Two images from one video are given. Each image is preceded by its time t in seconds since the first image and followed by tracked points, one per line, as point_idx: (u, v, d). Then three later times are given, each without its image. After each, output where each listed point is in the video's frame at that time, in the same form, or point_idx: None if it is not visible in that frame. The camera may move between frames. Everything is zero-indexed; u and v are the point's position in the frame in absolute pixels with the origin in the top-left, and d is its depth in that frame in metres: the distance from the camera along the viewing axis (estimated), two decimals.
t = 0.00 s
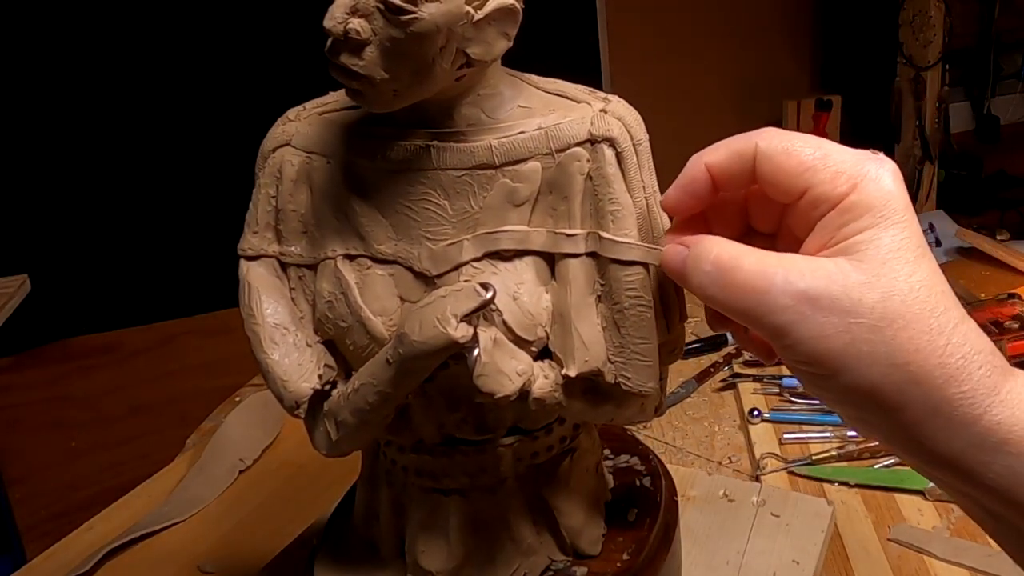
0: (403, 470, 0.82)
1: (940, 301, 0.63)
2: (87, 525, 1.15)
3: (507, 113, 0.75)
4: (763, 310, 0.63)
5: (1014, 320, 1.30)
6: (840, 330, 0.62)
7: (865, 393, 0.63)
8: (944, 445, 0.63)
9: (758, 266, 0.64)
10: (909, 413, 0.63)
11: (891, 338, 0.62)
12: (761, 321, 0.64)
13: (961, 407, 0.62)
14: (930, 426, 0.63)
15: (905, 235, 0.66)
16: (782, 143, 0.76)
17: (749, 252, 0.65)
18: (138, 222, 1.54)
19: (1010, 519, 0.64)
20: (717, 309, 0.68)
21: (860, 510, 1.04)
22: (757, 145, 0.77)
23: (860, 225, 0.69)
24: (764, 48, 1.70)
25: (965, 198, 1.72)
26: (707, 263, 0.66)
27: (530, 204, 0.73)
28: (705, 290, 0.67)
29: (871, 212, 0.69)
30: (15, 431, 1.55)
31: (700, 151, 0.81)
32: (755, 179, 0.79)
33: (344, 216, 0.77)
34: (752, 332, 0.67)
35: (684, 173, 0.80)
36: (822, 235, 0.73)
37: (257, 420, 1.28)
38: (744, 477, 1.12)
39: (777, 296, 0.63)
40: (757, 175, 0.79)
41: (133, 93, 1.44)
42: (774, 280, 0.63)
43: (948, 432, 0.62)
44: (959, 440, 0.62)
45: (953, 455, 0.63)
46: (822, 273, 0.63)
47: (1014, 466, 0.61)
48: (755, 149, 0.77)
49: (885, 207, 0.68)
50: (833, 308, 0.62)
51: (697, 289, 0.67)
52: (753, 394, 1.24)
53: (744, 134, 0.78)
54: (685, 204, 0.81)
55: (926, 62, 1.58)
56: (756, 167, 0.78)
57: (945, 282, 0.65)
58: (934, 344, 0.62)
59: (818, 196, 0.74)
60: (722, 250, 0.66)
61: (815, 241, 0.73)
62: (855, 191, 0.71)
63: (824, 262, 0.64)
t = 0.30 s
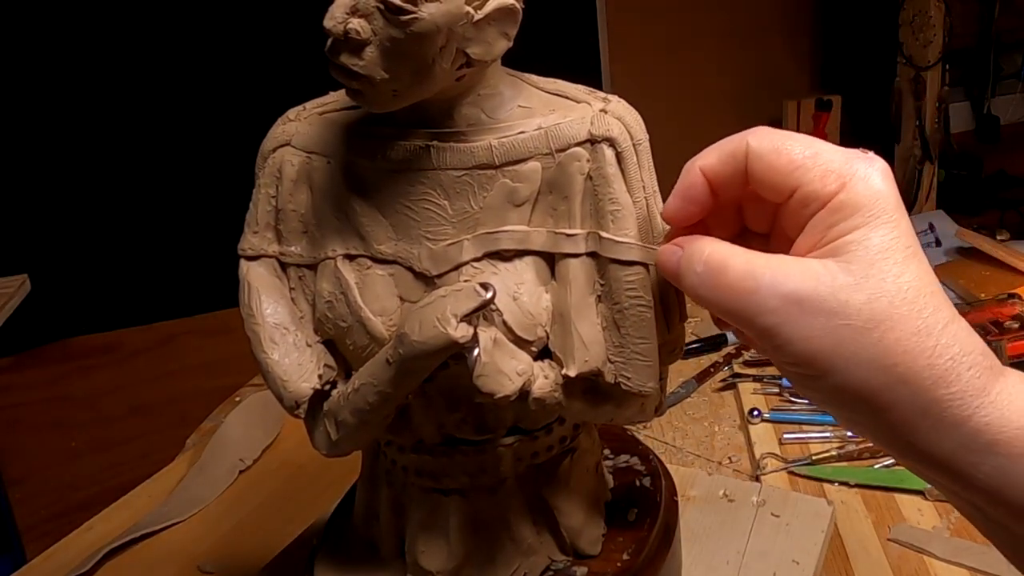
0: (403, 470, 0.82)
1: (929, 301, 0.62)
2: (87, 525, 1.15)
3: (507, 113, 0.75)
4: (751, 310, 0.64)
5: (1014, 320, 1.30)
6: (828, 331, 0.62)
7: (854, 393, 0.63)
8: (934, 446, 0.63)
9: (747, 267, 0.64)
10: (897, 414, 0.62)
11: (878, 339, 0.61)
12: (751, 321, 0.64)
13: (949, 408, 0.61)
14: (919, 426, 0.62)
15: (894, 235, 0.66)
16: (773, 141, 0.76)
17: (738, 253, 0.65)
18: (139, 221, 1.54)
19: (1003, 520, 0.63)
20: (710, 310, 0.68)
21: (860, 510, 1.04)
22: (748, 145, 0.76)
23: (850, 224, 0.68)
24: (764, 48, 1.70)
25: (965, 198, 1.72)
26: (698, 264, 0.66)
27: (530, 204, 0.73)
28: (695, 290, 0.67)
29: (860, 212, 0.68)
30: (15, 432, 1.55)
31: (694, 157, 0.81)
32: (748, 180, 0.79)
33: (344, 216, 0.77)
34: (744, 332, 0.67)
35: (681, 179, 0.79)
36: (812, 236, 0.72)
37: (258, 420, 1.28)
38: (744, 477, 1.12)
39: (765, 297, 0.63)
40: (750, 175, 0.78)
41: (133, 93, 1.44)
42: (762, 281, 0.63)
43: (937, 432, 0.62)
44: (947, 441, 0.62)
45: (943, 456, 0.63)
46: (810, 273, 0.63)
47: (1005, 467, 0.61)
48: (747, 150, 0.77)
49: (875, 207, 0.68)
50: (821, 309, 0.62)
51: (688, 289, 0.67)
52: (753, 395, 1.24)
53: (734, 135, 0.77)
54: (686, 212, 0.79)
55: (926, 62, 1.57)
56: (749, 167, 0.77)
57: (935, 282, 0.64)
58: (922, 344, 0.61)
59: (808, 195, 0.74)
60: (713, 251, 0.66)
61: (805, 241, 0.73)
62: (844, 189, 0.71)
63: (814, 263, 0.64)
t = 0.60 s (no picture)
0: (404, 471, 0.82)
1: (915, 317, 0.59)
2: (87, 524, 1.15)
3: (509, 113, 0.75)
4: (731, 319, 0.63)
5: (1014, 320, 1.30)
6: (803, 345, 0.60)
7: (836, 408, 0.61)
8: (919, 466, 0.60)
9: (729, 274, 0.63)
10: (878, 430, 0.60)
11: (855, 357, 0.59)
12: (732, 329, 0.63)
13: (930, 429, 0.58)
14: (902, 445, 0.60)
15: (883, 247, 0.61)
16: (769, 137, 0.72)
17: (725, 259, 0.64)
18: (138, 222, 1.54)
19: (999, 542, 0.61)
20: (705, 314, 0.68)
21: (860, 510, 1.04)
22: (744, 140, 0.74)
23: (831, 234, 0.64)
24: (764, 48, 1.70)
25: (965, 198, 1.72)
26: (688, 268, 0.66)
27: (532, 204, 0.73)
28: (686, 294, 0.66)
29: (844, 223, 0.63)
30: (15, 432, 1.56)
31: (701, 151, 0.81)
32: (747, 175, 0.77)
33: (346, 216, 0.77)
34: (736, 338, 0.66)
35: (685, 175, 0.81)
36: (797, 243, 0.68)
37: (257, 421, 1.28)
38: (744, 477, 1.12)
39: (743, 307, 0.62)
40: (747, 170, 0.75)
41: (133, 93, 1.44)
42: (741, 291, 0.62)
43: (920, 453, 0.59)
44: (929, 460, 0.59)
45: (930, 476, 0.60)
46: (790, 283, 0.61)
47: (990, 490, 0.58)
48: (742, 145, 0.74)
49: (861, 216, 0.63)
50: (796, 323, 0.60)
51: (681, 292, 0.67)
52: (753, 395, 1.24)
53: (733, 130, 0.75)
54: (692, 207, 0.82)
55: (926, 62, 1.57)
56: (746, 163, 0.75)
57: (926, 296, 0.60)
58: (903, 363, 0.58)
59: (795, 198, 0.70)
60: (703, 256, 0.65)
61: (793, 249, 0.68)
62: (832, 196, 0.66)
63: (795, 273, 0.62)
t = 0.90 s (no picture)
0: (397, 469, 0.82)
1: None
2: (87, 524, 1.16)
3: (501, 113, 0.75)
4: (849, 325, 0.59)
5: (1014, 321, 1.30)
6: (924, 356, 0.57)
7: (945, 418, 0.59)
8: None
9: (849, 277, 0.58)
10: (985, 443, 0.59)
11: (978, 371, 0.57)
12: (846, 334, 0.59)
13: None
14: (1009, 457, 0.59)
15: (1004, 263, 0.59)
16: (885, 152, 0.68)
17: (843, 260, 0.59)
18: (137, 221, 1.53)
19: None
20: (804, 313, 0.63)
21: (860, 511, 1.04)
22: (857, 153, 0.69)
23: (952, 250, 0.61)
24: (762, 47, 1.71)
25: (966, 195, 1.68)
26: (798, 267, 0.61)
27: (520, 205, 0.73)
28: (794, 294, 0.62)
29: (968, 240, 0.61)
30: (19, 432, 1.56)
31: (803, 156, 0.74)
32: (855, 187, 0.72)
33: (338, 214, 0.77)
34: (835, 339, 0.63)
35: (789, 180, 0.75)
36: (910, 260, 0.65)
37: (257, 420, 1.28)
38: (744, 478, 1.12)
39: (863, 312, 0.58)
40: (857, 184, 0.71)
41: (132, 93, 1.44)
42: (862, 297, 0.58)
43: None
44: None
45: None
46: (915, 293, 0.57)
47: None
48: (856, 157, 0.69)
49: (983, 233, 0.61)
50: (920, 334, 0.57)
51: (788, 291, 0.62)
52: (754, 394, 1.24)
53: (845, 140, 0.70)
54: (789, 212, 0.76)
55: (926, 62, 1.55)
56: (858, 178, 0.70)
57: None
58: None
59: (910, 215, 0.67)
60: (815, 256, 0.60)
61: (903, 265, 0.66)
62: (947, 216, 0.63)
63: (917, 284, 0.58)
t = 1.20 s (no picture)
0: (392, 467, 0.82)
1: None
2: (87, 524, 1.16)
3: (495, 113, 0.75)
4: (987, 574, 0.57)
5: (1013, 320, 1.31)
6: None
7: None
8: None
9: (987, 525, 0.58)
10: None
11: None
12: None
13: None
14: None
15: None
16: (994, 414, 0.69)
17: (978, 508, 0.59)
18: (136, 222, 1.53)
19: None
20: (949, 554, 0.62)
21: (860, 511, 1.04)
22: (966, 416, 0.69)
23: None
24: (762, 48, 1.71)
25: (966, 199, 1.74)
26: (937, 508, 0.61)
27: (513, 206, 0.73)
28: (937, 536, 0.61)
29: None
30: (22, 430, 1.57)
31: (901, 405, 0.73)
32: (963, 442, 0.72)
33: (333, 214, 0.77)
34: None
35: (888, 428, 0.73)
36: None
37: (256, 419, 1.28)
38: (744, 479, 1.12)
39: (1001, 564, 0.56)
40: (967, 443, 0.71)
41: (131, 93, 1.44)
42: (998, 544, 0.56)
43: None
44: None
45: None
46: None
47: None
48: (964, 420, 0.69)
49: None
50: None
51: (930, 532, 0.61)
52: (753, 394, 1.25)
53: (949, 398, 0.71)
54: (889, 452, 0.74)
55: (926, 62, 1.57)
56: (968, 438, 0.70)
57: None
58: None
59: None
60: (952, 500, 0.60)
61: None
62: None
63: None
